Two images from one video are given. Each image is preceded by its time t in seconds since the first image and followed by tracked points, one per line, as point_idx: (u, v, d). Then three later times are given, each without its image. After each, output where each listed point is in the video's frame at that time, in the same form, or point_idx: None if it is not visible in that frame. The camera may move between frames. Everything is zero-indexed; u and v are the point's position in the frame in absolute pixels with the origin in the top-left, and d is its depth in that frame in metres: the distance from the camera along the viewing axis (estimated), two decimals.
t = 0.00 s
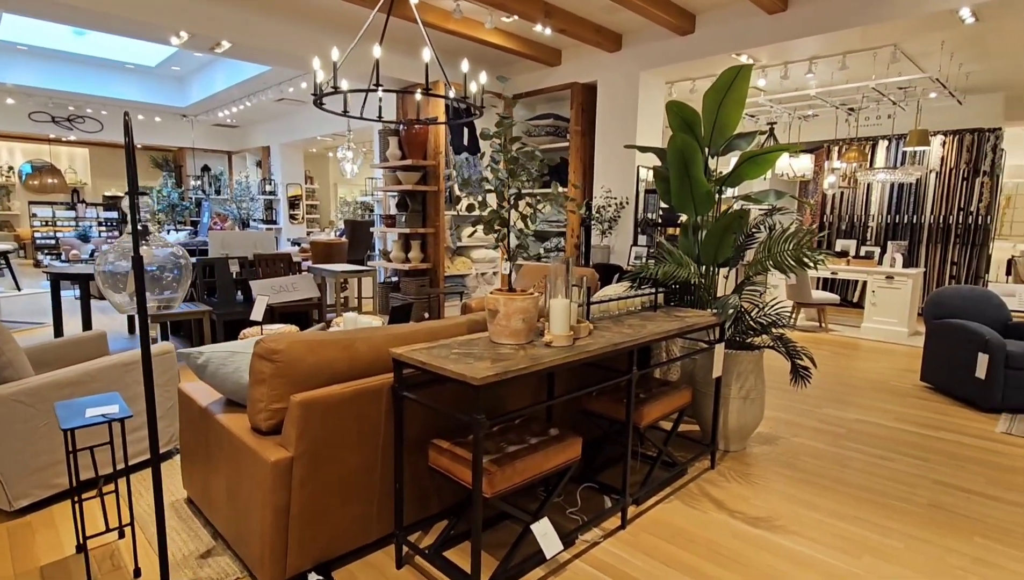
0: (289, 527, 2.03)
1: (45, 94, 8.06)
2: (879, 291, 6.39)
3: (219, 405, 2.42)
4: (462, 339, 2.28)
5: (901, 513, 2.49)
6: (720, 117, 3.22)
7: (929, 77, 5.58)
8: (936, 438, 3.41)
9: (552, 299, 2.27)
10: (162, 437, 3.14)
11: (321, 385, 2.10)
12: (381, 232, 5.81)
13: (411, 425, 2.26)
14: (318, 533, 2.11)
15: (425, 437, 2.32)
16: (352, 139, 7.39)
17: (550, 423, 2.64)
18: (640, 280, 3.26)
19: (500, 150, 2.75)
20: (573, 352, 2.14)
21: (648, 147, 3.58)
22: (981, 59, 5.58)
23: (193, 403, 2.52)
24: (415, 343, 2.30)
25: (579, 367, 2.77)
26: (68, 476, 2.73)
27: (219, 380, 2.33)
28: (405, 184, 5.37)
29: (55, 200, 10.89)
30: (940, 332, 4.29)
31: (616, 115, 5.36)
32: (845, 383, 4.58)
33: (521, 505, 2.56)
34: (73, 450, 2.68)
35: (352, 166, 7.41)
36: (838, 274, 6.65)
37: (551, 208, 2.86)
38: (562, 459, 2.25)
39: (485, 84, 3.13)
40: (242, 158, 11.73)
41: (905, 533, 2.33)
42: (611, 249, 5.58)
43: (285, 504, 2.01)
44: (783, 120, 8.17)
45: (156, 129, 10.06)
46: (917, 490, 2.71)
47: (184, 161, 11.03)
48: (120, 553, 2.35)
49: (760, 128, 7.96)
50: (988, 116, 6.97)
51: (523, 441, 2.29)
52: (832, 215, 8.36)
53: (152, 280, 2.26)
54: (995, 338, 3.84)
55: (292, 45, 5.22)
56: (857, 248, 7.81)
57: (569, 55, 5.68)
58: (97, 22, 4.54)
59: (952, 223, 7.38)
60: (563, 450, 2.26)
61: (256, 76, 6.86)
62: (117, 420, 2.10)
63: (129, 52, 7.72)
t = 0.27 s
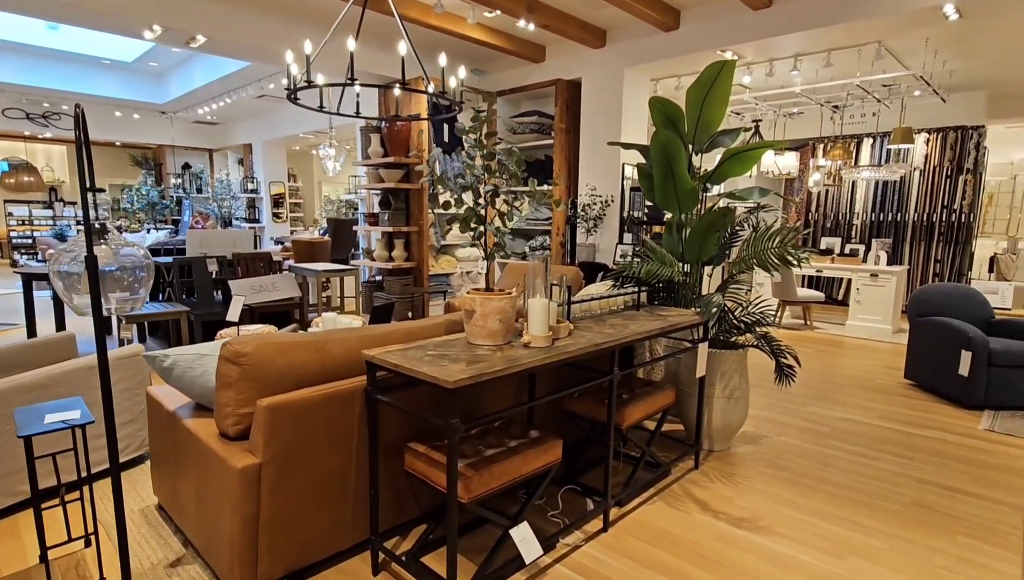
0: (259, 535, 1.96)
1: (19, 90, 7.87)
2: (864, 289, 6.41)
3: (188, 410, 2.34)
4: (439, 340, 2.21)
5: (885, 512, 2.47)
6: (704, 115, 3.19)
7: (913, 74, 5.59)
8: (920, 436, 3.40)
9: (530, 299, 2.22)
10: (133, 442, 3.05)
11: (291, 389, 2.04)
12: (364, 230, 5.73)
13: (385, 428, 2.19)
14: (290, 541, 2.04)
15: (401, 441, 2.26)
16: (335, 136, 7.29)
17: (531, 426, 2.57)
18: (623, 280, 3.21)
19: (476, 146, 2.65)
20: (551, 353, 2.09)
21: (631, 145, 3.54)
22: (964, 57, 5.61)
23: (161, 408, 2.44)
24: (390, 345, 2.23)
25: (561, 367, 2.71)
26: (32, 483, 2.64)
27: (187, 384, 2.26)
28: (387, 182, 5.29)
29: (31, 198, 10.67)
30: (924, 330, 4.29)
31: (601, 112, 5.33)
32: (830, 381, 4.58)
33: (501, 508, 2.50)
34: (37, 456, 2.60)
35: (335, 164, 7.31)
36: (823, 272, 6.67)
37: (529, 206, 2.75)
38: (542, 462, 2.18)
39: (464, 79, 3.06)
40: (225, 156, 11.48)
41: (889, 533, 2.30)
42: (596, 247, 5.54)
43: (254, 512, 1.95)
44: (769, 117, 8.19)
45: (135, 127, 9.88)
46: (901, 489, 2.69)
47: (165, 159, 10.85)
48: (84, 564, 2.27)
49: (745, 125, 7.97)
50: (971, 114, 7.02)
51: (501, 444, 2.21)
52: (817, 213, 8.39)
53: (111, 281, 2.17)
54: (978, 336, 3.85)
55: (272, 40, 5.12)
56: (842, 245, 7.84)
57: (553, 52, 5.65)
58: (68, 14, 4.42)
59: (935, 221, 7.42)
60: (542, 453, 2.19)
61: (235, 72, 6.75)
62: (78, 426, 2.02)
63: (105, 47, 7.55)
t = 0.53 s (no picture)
0: (224, 545, 1.88)
1: None
2: (849, 286, 6.41)
3: (153, 414, 2.26)
4: (413, 341, 2.11)
5: (870, 513, 2.43)
6: (687, 109, 3.13)
7: (898, 71, 5.60)
8: (905, 435, 3.38)
9: (506, 298, 2.12)
10: (101, 447, 2.96)
11: (257, 393, 1.95)
12: (346, 229, 5.64)
13: (357, 432, 2.11)
14: (259, 551, 1.96)
15: (374, 445, 2.18)
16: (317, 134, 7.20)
17: (511, 428, 2.47)
18: (605, 278, 3.16)
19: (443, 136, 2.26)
20: (528, 354, 2.00)
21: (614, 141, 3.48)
22: (948, 53, 5.63)
23: (126, 412, 2.35)
24: (361, 347, 2.15)
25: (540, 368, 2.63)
26: None
27: (151, 388, 2.17)
28: (370, 180, 5.20)
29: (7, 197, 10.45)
30: (909, 327, 4.29)
31: (586, 108, 5.28)
32: (815, 379, 4.56)
33: (480, 512, 2.42)
34: None
35: (317, 162, 7.21)
36: (809, 270, 6.66)
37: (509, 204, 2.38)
38: (520, 466, 2.08)
39: (442, 73, 2.98)
40: (206, 152, 11.24)
41: (874, 535, 2.26)
42: (581, 246, 5.50)
43: (219, 519, 1.87)
44: (754, 115, 8.18)
45: (113, 124, 9.71)
46: (885, 489, 2.65)
47: (145, 157, 10.68)
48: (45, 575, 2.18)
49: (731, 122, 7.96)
50: (955, 111, 7.04)
51: (478, 447, 2.10)
52: (803, 210, 8.40)
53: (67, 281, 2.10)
54: (963, 334, 3.82)
55: (250, 34, 5.01)
56: (828, 243, 7.84)
57: (537, 47, 5.60)
58: (36, 7, 4.28)
59: (920, 218, 7.45)
60: (520, 456, 2.09)
61: (214, 67, 6.63)
62: (35, 433, 1.93)
63: (81, 43, 7.39)
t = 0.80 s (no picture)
0: (187, 557, 1.80)
1: None
2: (834, 284, 6.41)
3: (117, 419, 2.17)
4: (385, 343, 1.98)
5: (854, 515, 2.40)
6: (670, 103, 3.08)
7: (882, 66, 5.62)
8: (890, 434, 3.37)
9: (482, 297, 1.93)
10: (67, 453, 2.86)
11: (223, 397, 1.86)
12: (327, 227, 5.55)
13: (328, 437, 2.02)
14: (224, 562, 1.87)
15: (346, 450, 2.09)
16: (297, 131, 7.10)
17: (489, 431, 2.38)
18: (586, 277, 3.10)
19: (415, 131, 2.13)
20: (503, 355, 1.83)
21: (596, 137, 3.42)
22: (932, 49, 5.66)
23: (89, 417, 2.26)
24: (331, 349, 2.06)
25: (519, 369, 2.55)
26: None
27: (114, 392, 2.09)
28: (351, 177, 5.10)
29: None
30: (894, 325, 4.29)
31: (570, 105, 5.23)
32: (800, 378, 4.54)
33: (457, 518, 2.34)
34: None
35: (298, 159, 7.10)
36: (794, 267, 6.66)
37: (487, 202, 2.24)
38: (497, 470, 1.96)
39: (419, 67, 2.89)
40: (186, 151, 11.11)
41: (858, 537, 2.23)
42: (565, 244, 5.44)
43: (182, 529, 1.78)
44: (739, 112, 8.19)
45: (91, 122, 9.54)
46: (869, 490, 2.62)
47: (123, 155, 10.50)
48: None
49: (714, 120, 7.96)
50: (939, 108, 7.07)
51: (452, 452, 1.96)
52: (788, 208, 8.42)
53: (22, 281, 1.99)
54: (947, 331, 3.82)
55: (228, 29, 4.91)
56: (812, 240, 7.86)
57: (519, 43, 5.56)
58: None
59: (904, 215, 7.48)
60: (496, 460, 1.96)
61: (192, 63, 6.52)
62: None
63: (56, 38, 7.23)
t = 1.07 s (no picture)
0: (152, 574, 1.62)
1: None
2: (817, 282, 6.44)
3: (79, 427, 2.06)
4: (359, 345, 1.88)
5: (840, 515, 2.37)
6: (652, 98, 3.05)
7: (862, 62, 5.67)
8: (873, 432, 3.37)
9: (458, 296, 1.86)
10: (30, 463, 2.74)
11: (189, 403, 1.69)
12: (305, 226, 5.44)
13: (303, 443, 1.86)
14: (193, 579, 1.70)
15: (323, 456, 1.94)
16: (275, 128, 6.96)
17: (469, 435, 2.30)
18: (568, 275, 3.05)
19: (388, 121, 1.98)
20: (482, 356, 1.74)
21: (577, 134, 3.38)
22: (911, 45, 5.73)
23: (49, 425, 2.15)
24: (303, 350, 1.91)
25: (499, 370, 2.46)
26: None
27: (73, 399, 1.97)
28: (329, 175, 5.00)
29: None
30: (876, 321, 4.31)
31: (552, 101, 5.20)
32: (784, 376, 4.54)
33: (437, 524, 2.27)
34: None
35: (276, 155, 6.97)
36: (777, 265, 6.68)
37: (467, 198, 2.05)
38: (477, 475, 1.86)
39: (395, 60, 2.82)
40: (160, 149, 10.90)
41: (844, 538, 2.20)
42: (548, 242, 5.37)
43: (142, 547, 1.60)
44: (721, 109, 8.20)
45: (61, 118, 9.29)
46: (854, 489, 2.60)
47: (95, 153, 10.25)
48: None
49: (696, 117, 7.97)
50: (919, 105, 7.15)
51: (429, 457, 1.87)
52: (771, 205, 8.45)
53: None
54: (929, 328, 3.84)
55: (201, 21, 4.78)
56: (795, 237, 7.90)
57: (501, 38, 5.51)
58: None
59: (885, 212, 7.55)
60: (476, 465, 1.86)
61: (165, 57, 6.35)
62: None
63: (23, 31, 7.01)
